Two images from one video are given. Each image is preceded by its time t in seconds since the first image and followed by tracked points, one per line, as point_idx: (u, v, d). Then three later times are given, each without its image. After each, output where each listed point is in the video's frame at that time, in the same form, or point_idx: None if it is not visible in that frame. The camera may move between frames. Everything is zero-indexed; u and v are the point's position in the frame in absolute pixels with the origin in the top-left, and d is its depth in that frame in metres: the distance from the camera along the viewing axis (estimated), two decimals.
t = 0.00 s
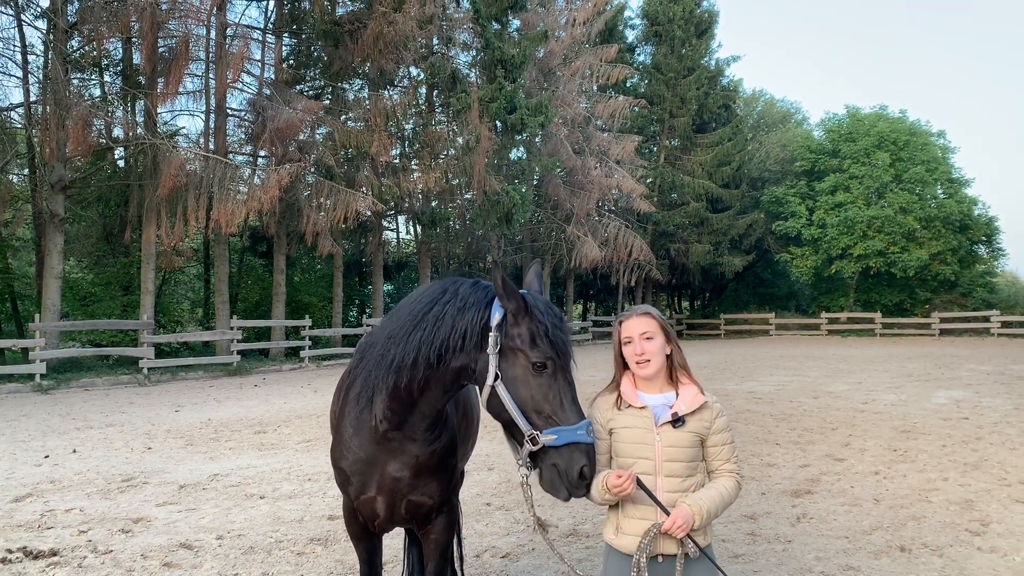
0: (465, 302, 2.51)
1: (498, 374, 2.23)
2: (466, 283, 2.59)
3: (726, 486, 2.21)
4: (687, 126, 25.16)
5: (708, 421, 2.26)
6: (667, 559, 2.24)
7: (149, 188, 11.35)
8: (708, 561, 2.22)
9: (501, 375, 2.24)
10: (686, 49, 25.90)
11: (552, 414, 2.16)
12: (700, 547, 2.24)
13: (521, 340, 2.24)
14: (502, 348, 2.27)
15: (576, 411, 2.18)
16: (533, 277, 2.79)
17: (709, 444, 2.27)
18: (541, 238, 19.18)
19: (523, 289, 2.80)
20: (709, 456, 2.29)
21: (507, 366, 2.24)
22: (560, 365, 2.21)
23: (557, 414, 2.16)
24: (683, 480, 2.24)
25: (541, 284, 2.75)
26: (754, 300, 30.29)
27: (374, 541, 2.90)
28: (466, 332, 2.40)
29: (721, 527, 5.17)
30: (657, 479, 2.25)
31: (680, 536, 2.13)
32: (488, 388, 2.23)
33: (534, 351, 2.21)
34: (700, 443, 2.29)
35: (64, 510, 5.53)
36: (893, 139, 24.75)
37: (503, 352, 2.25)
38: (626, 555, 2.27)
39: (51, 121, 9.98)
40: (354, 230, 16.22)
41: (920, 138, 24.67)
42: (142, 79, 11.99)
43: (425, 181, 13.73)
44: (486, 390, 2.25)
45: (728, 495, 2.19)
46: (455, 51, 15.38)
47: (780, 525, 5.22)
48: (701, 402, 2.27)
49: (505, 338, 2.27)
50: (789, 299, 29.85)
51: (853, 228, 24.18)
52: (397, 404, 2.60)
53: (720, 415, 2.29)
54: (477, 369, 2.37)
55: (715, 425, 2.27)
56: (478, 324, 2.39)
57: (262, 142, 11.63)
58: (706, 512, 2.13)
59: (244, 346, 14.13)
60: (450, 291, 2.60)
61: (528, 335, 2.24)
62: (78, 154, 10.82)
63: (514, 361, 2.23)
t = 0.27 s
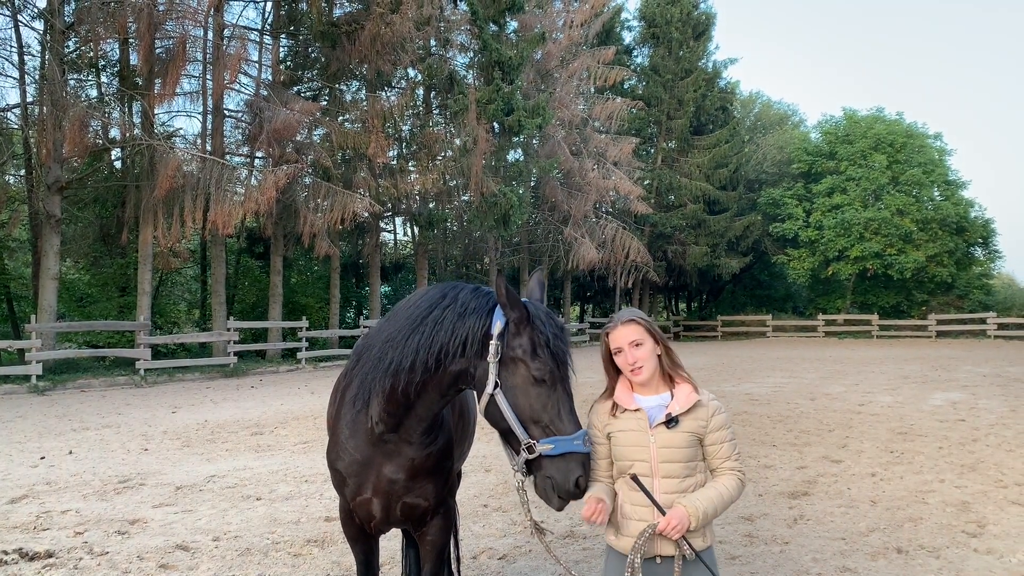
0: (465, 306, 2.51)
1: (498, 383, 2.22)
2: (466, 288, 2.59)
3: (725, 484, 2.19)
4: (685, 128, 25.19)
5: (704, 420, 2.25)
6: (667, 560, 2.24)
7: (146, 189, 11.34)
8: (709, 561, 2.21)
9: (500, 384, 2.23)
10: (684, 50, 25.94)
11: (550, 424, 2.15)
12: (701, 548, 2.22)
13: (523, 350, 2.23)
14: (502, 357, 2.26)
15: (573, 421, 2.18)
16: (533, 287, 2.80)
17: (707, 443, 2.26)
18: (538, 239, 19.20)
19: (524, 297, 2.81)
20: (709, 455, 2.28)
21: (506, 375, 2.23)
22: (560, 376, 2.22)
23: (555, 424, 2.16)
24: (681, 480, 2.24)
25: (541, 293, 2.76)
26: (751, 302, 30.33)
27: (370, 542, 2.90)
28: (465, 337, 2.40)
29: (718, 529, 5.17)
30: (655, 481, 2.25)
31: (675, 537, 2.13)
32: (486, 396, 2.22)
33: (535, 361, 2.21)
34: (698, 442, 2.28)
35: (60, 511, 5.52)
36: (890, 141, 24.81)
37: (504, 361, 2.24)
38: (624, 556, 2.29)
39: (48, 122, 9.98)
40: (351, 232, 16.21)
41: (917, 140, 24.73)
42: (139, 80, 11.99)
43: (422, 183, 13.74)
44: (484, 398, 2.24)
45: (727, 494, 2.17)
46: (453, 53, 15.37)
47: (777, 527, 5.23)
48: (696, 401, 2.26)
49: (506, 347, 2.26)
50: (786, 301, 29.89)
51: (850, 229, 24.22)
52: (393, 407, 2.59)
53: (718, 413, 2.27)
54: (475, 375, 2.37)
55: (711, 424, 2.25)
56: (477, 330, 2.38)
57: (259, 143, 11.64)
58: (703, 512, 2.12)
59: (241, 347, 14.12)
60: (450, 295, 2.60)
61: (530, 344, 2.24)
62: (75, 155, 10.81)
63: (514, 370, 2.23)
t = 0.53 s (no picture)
0: (464, 306, 2.52)
1: (502, 379, 2.23)
2: (466, 287, 2.60)
3: (716, 484, 2.16)
4: (683, 128, 25.21)
5: (692, 419, 2.23)
6: (664, 561, 2.25)
7: (143, 189, 11.33)
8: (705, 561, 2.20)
9: (504, 381, 2.23)
10: (682, 52, 25.96)
11: (552, 421, 2.17)
12: (699, 548, 2.21)
13: (528, 347, 2.24)
14: (506, 354, 2.27)
15: (573, 419, 2.20)
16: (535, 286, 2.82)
17: (698, 441, 2.24)
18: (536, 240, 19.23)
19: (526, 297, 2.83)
20: (702, 452, 2.26)
21: (510, 372, 2.24)
22: (563, 375, 2.24)
23: (556, 421, 2.17)
24: (674, 481, 2.24)
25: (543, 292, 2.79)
26: (749, 303, 30.37)
27: (368, 543, 2.89)
28: (466, 335, 2.41)
29: (715, 530, 5.18)
30: (647, 484, 2.26)
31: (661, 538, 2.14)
32: (490, 391, 2.22)
33: (539, 359, 2.22)
34: (690, 440, 2.26)
35: (57, 512, 5.51)
36: (888, 142, 24.85)
37: (508, 358, 2.25)
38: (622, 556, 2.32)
39: (45, 122, 9.98)
40: (349, 232, 16.21)
41: (915, 141, 24.77)
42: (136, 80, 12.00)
43: (419, 184, 13.74)
44: (488, 393, 2.24)
45: (717, 493, 2.15)
46: (450, 54, 15.38)
47: (774, 528, 5.24)
48: (681, 400, 2.23)
49: (511, 344, 2.27)
50: (784, 301, 29.94)
51: (847, 230, 24.24)
52: (391, 407, 2.60)
53: (708, 410, 2.25)
54: (477, 373, 2.38)
55: (700, 421, 2.23)
56: (478, 328, 2.39)
57: (257, 144, 11.63)
58: (690, 513, 2.12)
59: (238, 347, 14.10)
60: (449, 295, 2.61)
61: (536, 343, 2.25)
62: (72, 155, 10.81)
63: (519, 367, 2.24)
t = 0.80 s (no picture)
0: (469, 306, 2.53)
1: (505, 379, 2.23)
2: (471, 287, 2.62)
3: (711, 486, 2.17)
4: (682, 129, 25.22)
5: (690, 421, 2.24)
6: (657, 560, 2.25)
7: (143, 189, 11.32)
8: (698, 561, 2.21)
9: (506, 381, 2.23)
10: (681, 52, 25.98)
11: (553, 422, 2.17)
12: (692, 549, 2.22)
13: (531, 348, 2.25)
14: (510, 354, 2.27)
15: (575, 421, 2.20)
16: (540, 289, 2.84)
17: (694, 443, 2.24)
18: (535, 240, 19.26)
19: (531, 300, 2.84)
20: (698, 454, 2.26)
21: (513, 372, 2.24)
22: (567, 377, 2.24)
23: (557, 422, 2.17)
24: (670, 481, 2.25)
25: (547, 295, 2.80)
26: (748, 303, 30.38)
27: (366, 543, 2.89)
28: (470, 334, 2.42)
29: (714, 530, 5.18)
30: (643, 484, 2.26)
31: (651, 537, 2.14)
32: (493, 391, 2.22)
33: (543, 360, 2.22)
34: (687, 441, 2.26)
35: (55, 512, 5.51)
36: (887, 143, 24.87)
37: (512, 358, 2.25)
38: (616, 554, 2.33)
39: (44, 122, 9.98)
40: (348, 232, 16.21)
41: (914, 141, 24.79)
42: (136, 80, 12.00)
43: (418, 184, 13.75)
44: (490, 393, 2.24)
45: (711, 495, 2.15)
46: (449, 54, 15.38)
47: (773, 527, 5.24)
48: (679, 402, 2.24)
49: (515, 344, 2.28)
50: (783, 301, 29.96)
51: (846, 230, 24.25)
52: (392, 406, 2.60)
53: (706, 413, 2.25)
54: (480, 373, 2.39)
55: (698, 424, 2.23)
56: (483, 327, 2.40)
57: (256, 143, 11.63)
58: (682, 514, 2.12)
59: (237, 347, 14.09)
60: (453, 295, 2.62)
61: (539, 343, 2.25)
62: (71, 155, 10.80)
63: (522, 368, 2.24)
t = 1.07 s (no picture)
0: (473, 306, 2.52)
1: (503, 381, 2.23)
2: (475, 289, 2.61)
3: (708, 489, 2.18)
4: (682, 128, 25.20)
5: (690, 423, 2.24)
6: (653, 560, 2.25)
7: (143, 188, 11.32)
8: (693, 563, 2.21)
9: (505, 382, 2.24)
10: (681, 51, 25.97)
11: (550, 426, 2.16)
12: (686, 549, 2.22)
13: (530, 350, 2.24)
14: (510, 355, 2.27)
15: (573, 426, 2.18)
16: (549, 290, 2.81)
17: (693, 445, 2.25)
18: (535, 239, 19.27)
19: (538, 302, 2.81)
20: (695, 456, 2.27)
21: (512, 374, 2.24)
22: (564, 380, 2.22)
23: (554, 426, 2.16)
24: (667, 482, 2.25)
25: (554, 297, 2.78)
26: (748, 302, 30.38)
27: (367, 542, 2.89)
28: (474, 335, 2.42)
29: (714, 529, 5.18)
30: (640, 485, 2.26)
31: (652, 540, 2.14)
32: (491, 393, 2.23)
33: (540, 363, 2.21)
34: (685, 443, 2.27)
35: (56, 511, 5.51)
36: (887, 142, 24.86)
37: (510, 360, 2.25)
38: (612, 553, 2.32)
39: (45, 121, 9.98)
40: (348, 231, 16.20)
41: (914, 140, 24.77)
42: (136, 79, 12.00)
43: (419, 182, 13.75)
44: (488, 394, 2.25)
45: (709, 497, 2.16)
46: (450, 53, 15.35)
47: (773, 527, 5.24)
48: (680, 404, 2.24)
49: (514, 345, 2.27)
50: (783, 301, 29.95)
51: (847, 230, 24.24)
52: (395, 405, 2.60)
53: (705, 416, 2.25)
54: (481, 374, 2.38)
55: (697, 426, 2.24)
56: (486, 328, 2.39)
57: (256, 143, 11.61)
58: (680, 517, 2.12)
59: (237, 346, 14.09)
60: (457, 295, 2.62)
61: (538, 346, 2.24)
62: (71, 154, 10.80)
63: (520, 370, 2.24)
